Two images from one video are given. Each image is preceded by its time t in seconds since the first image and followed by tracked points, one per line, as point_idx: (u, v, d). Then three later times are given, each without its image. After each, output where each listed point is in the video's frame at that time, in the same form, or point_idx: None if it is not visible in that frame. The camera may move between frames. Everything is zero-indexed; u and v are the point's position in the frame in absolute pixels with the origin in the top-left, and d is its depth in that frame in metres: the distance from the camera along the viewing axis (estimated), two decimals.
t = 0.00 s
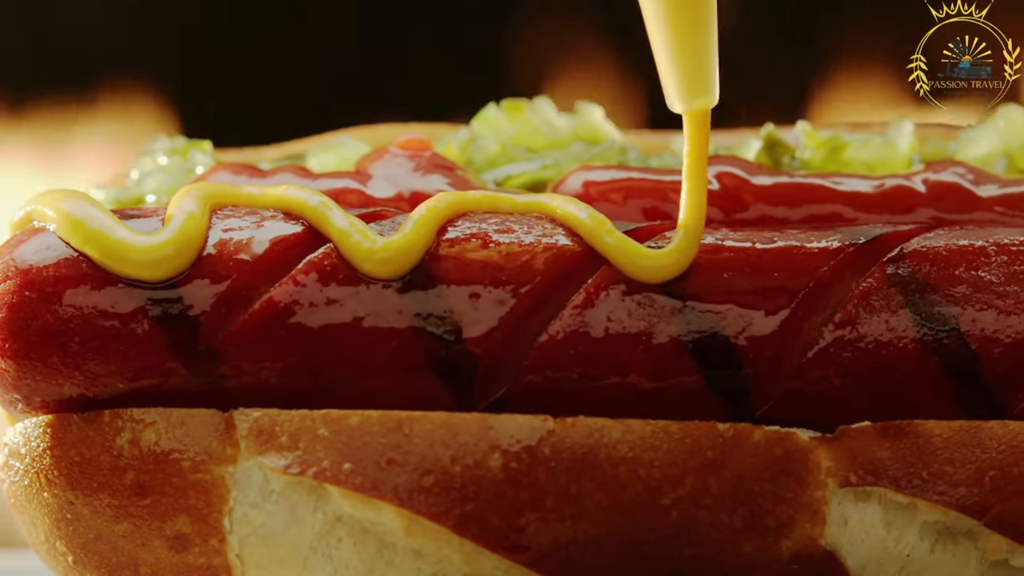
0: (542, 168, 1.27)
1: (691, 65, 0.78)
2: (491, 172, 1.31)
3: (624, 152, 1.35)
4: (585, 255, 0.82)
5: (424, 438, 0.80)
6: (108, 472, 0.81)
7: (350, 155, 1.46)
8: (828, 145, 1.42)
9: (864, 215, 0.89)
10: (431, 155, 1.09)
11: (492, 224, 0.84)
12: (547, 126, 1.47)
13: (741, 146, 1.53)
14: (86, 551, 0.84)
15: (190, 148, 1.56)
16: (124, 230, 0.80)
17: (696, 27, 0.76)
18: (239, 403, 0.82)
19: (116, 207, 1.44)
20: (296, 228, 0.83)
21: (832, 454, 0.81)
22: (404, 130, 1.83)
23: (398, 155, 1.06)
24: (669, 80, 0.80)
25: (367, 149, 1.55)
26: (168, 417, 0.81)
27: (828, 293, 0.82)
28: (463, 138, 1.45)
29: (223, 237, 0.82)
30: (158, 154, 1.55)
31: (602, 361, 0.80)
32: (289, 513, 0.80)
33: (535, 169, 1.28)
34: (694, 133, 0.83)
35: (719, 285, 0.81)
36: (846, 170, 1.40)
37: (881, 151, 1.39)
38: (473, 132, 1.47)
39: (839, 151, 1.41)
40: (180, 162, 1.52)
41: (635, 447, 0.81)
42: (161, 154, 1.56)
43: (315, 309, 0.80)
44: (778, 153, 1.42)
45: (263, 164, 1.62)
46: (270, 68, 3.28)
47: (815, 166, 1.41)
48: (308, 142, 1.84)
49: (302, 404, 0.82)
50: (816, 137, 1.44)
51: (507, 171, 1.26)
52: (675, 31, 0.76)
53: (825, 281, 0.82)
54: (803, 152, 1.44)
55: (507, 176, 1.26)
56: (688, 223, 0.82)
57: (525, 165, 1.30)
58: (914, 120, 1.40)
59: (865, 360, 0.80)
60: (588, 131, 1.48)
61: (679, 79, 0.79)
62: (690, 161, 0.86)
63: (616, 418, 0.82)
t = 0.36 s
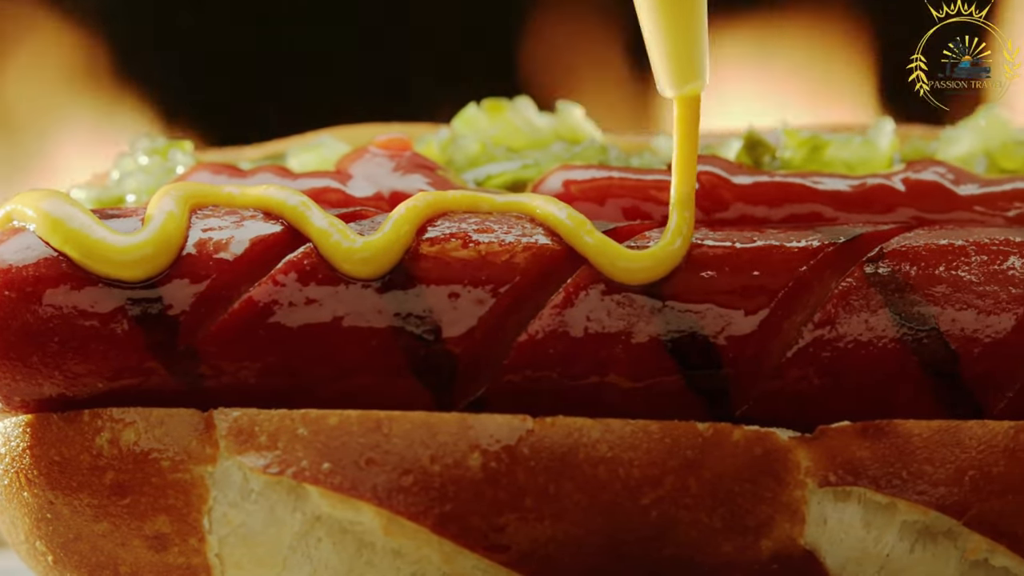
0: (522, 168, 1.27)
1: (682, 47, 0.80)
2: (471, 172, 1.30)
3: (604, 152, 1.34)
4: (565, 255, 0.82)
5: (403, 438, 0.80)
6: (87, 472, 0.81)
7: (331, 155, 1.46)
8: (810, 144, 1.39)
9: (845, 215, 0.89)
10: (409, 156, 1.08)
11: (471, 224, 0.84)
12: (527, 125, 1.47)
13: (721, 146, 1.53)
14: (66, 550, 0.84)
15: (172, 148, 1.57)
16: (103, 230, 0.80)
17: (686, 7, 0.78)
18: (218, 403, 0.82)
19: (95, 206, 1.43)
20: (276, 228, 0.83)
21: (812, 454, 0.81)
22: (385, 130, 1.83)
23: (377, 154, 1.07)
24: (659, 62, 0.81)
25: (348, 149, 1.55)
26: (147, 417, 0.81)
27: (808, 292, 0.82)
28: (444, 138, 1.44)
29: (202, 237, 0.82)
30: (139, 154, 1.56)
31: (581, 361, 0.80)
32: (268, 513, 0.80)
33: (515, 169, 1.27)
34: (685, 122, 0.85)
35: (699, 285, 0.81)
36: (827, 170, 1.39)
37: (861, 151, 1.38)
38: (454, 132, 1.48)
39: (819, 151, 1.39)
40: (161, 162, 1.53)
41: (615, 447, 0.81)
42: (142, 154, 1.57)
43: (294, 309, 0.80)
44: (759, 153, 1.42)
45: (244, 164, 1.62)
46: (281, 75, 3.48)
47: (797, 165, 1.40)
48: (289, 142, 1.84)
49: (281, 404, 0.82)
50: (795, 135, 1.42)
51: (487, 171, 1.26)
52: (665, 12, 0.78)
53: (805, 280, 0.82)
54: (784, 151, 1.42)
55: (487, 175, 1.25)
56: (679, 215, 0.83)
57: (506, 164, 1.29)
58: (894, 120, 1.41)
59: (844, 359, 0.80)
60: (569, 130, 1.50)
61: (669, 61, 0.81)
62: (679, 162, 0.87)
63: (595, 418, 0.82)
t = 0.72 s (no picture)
0: (502, 168, 1.28)
1: (687, 50, 0.80)
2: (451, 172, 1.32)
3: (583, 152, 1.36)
4: (544, 255, 0.82)
5: (381, 438, 0.81)
6: (66, 472, 0.82)
7: (311, 155, 1.47)
8: (790, 145, 1.41)
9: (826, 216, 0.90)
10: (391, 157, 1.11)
11: (450, 224, 0.84)
12: (507, 126, 1.48)
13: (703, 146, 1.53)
14: (45, 551, 0.85)
15: (150, 148, 1.58)
16: (82, 230, 0.80)
17: (691, 9, 0.79)
18: (197, 403, 0.82)
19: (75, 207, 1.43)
20: (254, 228, 0.83)
21: (790, 455, 0.81)
22: (368, 131, 1.84)
23: (357, 155, 1.08)
24: (665, 68, 0.82)
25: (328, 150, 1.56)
26: (126, 418, 0.81)
27: (787, 293, 0.82)
28: (424, 139, 1.45)
29: (182, 238, 0.82)
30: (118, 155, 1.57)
31: (560, 361, 0.80)
32: (246, 513, 0.80)
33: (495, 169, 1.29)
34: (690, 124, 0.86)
35: (677, 285, 0.81)
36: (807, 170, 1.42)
37: (840, 151, 1.40)
38: (435, 132, 1.49)
39: (800, 151, 1.41)
40: (141, 162, 1.54)
41: (593, 447, 0.81)
42: (122, 154, 1.58)
43: (273, 310, 0.80)
44: (740, 153, 1.42)
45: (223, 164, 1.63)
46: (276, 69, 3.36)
47: (776, 165, 1.42)
48: (269, 142, 1.85)
49: (260, 404, 0.82)
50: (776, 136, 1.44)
51: (467, 171, 1.28)
52: (671, 20, 0.79)
53: (783, 281, 0.82)
54: (764, 152, 1.44)
55: (466, 175, 1.28)
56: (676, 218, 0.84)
57: (486, 165, 1.31)
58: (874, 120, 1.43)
59: (822, 360, 0.80)
60: (549, 131, 1.50)
61: (675, 67, 0.82)
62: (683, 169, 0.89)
63: (574, 419, 0.82)
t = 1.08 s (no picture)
0: (483, 168, 1.30)
1: (694, 48, 0.82)
2: (432, 173, 1.34)
3: (565, 152, 1.36)
4: (524, 256, 0.82)
5: (362, 439, 0.81)
6: (47, 473, 0.82)
7: (292, 155, 1.48)
8: (772, 145, 1.42)
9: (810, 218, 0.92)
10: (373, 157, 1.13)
11: (431, 225, 0.84)
12: (490, 127, 1.48)
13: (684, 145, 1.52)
14: (26, 551, 0.85)
15: (132, 149, 1.60)
16: (63, 230, 0.80)
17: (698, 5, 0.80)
18: (177, 403, 0.82)
19: (57, 208, 1.44)
20: (235, 229, 0.83)
21: (771, 455, 0.81)
22: (347, 130, 1.84)
23: (338, 155, 1.09)
24: (672, 67, 0.84)
25: (309, 150, 1.57)
26: (106, 418, 0.81)
27: (767, 293, 0.82)
28: (405, 139, 1.46)
29: (163, 238, 0.82)
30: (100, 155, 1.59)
31: (541, 361, 0.80)
32: (227, 513, 0.81)
33: (476, 170, 1.31)
34: (699, 123, 0.88)
35: (658, 286, 0.81)
36: (788, 170, 1.43)
37: (822, 152, 1.40)
38: (417, 132, 1.50)
39: (781, 151, 1.42)
40: (122, 163, 1.56)
41: (574, 447, 0.81)
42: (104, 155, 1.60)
43: (254, 310, 0.80)
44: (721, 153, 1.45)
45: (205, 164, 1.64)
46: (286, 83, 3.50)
47: (757, 165, 1.43)
48: (251, 142, 1.85)
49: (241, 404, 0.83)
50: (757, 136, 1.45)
51: (448, 172, 1.29)
52: (680, 20, 0.80)
53: (764, 281, 0.82)
54: (745, 152, 1.44)
55: (448, 176, 1.29)
56: (672, 221, 0.85)
57: (467, 165, 1.32)
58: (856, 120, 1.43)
59: (803, 360, 0.80)
60: (531, 131, 1.49)
61: (682, 66, 0.83)
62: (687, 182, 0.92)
63: (554, 419, 0.82)
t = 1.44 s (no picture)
0: (462, 168, 1.30)
1: (707, 45, 0.82)
2: (411, 173, 1.34)
3: (545, 152, 1.36)
4: (503, 256, 0.82)
5: (340, 439, 0.81)
6: (25, 473, 0.82)
7: (271, 156, 1.49)
8: (751, 145, 1.43)
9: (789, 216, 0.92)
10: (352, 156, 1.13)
11: (410, 225, 0.84)
12: (469, 128, 1.48)
13: (662, 148, 1.52)
14: (6, 551, 0.85)
15: (112, 149, 1.62)
16: (42, 231, 0.80)
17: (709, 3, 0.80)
18: (156, 403, 0.82)
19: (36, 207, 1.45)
20: (214, 229, 0.83)
21: (749, 455, 0.81)
22: (328, 130, 1.84)
23: (317, 155, 1.10)
24: (686, 66, 0.85)
25: (289, 150, 1.58)
26: (85, 418, 0.81)
27: (746, 293, 0.82)
28: (385, 139, 1.46)
29: (142, 239, 0.82)
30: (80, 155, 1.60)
31: (519, 362, 0.80)
32: (205, 514, 0.81)
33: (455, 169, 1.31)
34: (710, 118, 0.88)
35: (637, 286, 0.81)
36: (767, 169, 1.44)
37: (801, 152, 1.42)
38: (396, 132, 1.50)
39: (761, 151, 1.43)
40: (101, 163, 1.57)
41: (552, 447, 0.81)
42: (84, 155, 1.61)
43: (232, 310, 0.80)
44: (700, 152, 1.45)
45: (185, 164, 1.65)
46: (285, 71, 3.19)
47: (738, 165, 1.43)
48: (234, 142, 1.84)
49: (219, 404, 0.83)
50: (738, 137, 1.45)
51: (427, 172, 1.29)
52: (693, 20, 0.81)
53: (742, 281, 0.82)
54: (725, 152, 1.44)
55: (427, 176, 1.29)
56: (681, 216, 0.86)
57: (446, 165, 1.33)
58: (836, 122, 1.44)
59: (781, 360, 0.80)
60: (511, 132, 1.50)
61: (696, 65, 0.84)
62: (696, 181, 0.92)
63: (533, 419, 0.82)
